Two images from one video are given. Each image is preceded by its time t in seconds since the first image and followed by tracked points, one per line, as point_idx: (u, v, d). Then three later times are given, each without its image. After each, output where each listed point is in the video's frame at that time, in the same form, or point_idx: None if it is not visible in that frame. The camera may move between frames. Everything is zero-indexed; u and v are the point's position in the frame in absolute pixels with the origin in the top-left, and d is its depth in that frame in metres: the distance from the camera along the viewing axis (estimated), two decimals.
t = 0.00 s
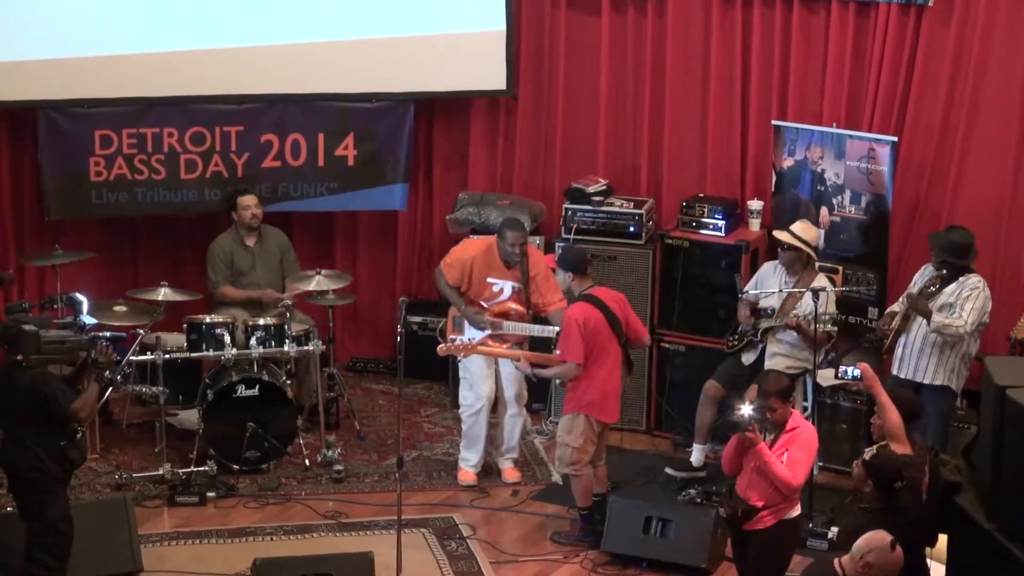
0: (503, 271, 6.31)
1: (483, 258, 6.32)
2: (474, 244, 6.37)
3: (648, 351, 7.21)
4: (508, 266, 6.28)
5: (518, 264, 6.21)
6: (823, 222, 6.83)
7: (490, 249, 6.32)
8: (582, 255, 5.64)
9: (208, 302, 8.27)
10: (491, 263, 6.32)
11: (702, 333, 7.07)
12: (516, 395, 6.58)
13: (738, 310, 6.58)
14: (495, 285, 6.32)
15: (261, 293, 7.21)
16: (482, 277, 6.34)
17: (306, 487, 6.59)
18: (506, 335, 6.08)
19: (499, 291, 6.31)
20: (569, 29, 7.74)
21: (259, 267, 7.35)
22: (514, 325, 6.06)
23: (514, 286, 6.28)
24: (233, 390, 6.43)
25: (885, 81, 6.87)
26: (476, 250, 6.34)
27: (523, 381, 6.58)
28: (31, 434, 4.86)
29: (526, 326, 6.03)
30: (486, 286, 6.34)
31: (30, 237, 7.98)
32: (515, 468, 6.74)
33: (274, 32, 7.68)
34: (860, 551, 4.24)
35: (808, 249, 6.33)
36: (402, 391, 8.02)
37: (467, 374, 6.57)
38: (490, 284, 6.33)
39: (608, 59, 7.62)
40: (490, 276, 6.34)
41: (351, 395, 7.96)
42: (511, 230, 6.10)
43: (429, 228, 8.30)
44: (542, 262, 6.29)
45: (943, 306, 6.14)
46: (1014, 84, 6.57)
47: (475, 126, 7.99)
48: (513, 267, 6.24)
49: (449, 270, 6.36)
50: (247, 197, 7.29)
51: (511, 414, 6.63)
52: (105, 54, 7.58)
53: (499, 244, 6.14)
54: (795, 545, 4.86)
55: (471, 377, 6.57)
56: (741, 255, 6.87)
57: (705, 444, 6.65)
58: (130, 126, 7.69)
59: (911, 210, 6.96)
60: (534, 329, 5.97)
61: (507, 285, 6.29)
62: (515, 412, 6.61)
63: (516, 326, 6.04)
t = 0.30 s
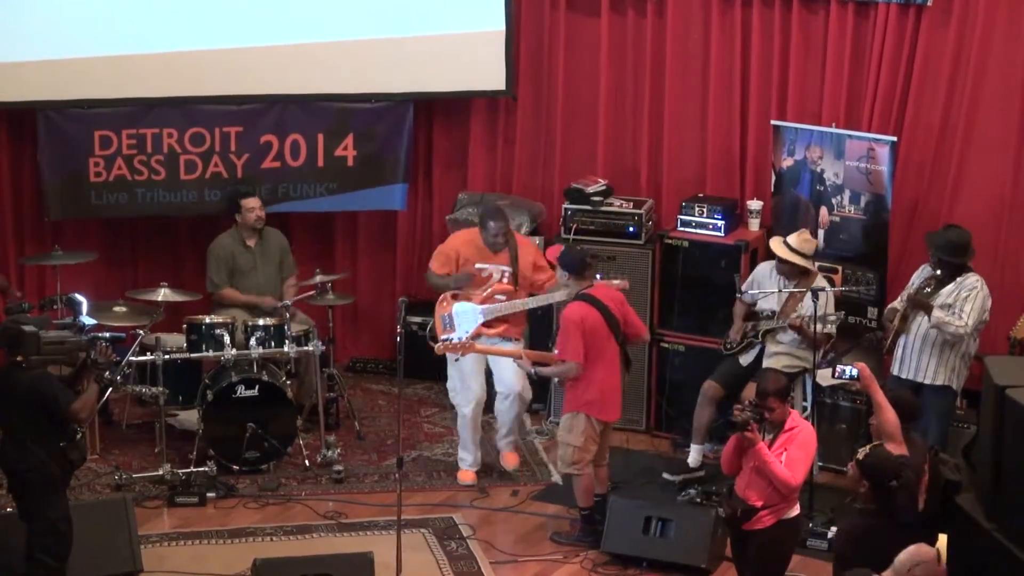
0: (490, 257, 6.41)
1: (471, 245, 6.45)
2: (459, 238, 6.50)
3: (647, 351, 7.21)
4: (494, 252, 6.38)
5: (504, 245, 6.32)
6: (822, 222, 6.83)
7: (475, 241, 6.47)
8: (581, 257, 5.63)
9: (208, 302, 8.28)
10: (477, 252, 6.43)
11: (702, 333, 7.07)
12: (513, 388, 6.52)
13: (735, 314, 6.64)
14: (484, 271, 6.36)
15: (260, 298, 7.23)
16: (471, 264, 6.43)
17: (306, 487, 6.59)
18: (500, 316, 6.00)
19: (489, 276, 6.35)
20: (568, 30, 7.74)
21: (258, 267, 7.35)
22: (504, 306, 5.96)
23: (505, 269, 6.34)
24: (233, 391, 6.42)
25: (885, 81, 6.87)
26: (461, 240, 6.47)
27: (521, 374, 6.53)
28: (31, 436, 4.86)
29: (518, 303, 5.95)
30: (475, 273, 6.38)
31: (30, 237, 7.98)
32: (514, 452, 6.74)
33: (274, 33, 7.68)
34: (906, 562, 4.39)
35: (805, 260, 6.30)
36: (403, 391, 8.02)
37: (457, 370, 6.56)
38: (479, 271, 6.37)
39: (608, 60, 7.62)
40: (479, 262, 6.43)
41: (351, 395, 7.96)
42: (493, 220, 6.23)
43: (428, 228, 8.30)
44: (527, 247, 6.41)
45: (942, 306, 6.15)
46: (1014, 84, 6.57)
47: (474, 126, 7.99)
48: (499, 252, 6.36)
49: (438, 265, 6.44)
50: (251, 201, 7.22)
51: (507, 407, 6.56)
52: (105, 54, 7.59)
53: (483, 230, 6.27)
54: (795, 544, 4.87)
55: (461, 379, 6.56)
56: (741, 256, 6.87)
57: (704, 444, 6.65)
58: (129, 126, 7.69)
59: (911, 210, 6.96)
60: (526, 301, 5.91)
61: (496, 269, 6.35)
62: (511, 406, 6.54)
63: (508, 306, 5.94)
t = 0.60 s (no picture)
0: (490, 246, 6.37)
1: (468, 235, 6.39)
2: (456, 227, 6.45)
3: (647, 352, 7.21)
4: (494, 239, 6.36)
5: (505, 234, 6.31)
6: (821, 221, 6.84)
7: (474, 231, 6.41)
8: (584, 251, 5.63)
9: (208, 303, 8.28)
10: (476, 240, 6.38)
11: (702, 333, 7.07)
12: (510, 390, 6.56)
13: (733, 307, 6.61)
14: (484, 260, 6.35)
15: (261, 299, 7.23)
16: (470, 253, 6.37)
17: (306, 488, 6.59)
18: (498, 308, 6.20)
19: (488, 266, 6.35)
20: (568, 30, 7.74)
21: (258, 267, 7.35)
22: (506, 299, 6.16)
23: (504, 259, 6.34)
24: (233, 391, 6.42)
25: (885, 80, 6.87)
26: (459, 230, 6.42)
27: (517, 376, 6.56)
28: (31, 437, 4.86)
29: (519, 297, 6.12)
30: (474, 262, 6.37)
31: (30, 238, 7.99)
32: (516, 467, 6.72)
33: (274, 34, 7.68)
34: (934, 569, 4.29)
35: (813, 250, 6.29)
36: (403, 391, 8.02)
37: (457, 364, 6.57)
38: (479, 259, 6.36)
39: (608, 60, 7.62)
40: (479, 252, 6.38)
41: (351, 395, 7.96)
42: (494, 203, 6.24)
43: (428, 228, 8.30)
44: (526, 234, 6.41)
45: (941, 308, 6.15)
46: (1014, 83, 6.57)
47: (474, 127, 7.99)
48: (499, 240, 6.35)
49: (437, 257, 6.43)
50: (247, 197, 7.26)
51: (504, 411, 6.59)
52: (105, 55, 7.59)
53: (483, 217, 6.27)
54: (796, 544, 4.87)
55: (463, 377, 6.57)
56: (741, 256, 6.87)
57: (704, 444, 6.64)
58: (129, 127, 7.69)
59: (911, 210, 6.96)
60: (530, 294, 6.06)
61: (495, 259, 6.34)
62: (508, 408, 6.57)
63: (510, 298, 6.14)
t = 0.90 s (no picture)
0: (500, 245, 6.39)
1: (478, 236, 6.38)
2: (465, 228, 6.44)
3: (647, 352, 7.21)
4: (504, 239, 6.38)
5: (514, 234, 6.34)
6: (822, 222, 6.83)
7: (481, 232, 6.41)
8: (588, 248, 5.66)
9: (208, 303, 8.28)
10: (486, 241, 6.39)
11: (702, 333, 7.07)
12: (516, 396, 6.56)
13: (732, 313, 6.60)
14: (495, 260, 6.37)
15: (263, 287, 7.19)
16: (482, 254, 6.37)
17: (306, 488, 6.59)
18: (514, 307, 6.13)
19: (499, 266, 6.37)
20: (568, 30, 7.74)
21: (257, 268, 7.35)
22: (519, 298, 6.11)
23: (515, 259, 6.37)
24: (233, 392, 6.42)
25: (884, 80, 6.87)
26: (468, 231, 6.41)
27: (525, 382, 6.55)
28: (31, 438, 4.85)
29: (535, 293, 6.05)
30: (485, 262, 6.37)
31: (30, 238, 7.98)
32: (515, 466, 6.73)
33: (274, 34, 7.68)
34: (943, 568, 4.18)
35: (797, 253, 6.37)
36: (402, 392, 8.02)
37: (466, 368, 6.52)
38: (490, 259, 6.37)
39: (608, 60, 7.62)
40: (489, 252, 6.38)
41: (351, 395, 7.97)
42: (503, 204, 6.27)
43: (428, 229, 8.30)
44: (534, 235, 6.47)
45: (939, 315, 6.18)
46: (1014, 84, 6.56)
47: (474, 127, 7.99)
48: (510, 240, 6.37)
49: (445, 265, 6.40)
50: (243, 200, 7.25)
51: (509, 416, 6.61)
52: (105, 55, 7.59)
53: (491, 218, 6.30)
54: (796, 544, 4.87)
55: (470, 379, 6.53)
56: (741, 256, 6.87)
57: (704, 444, 6.64)
58: (129, 127, 7.69)
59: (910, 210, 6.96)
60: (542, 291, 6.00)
61: (506, 259, 6.37)
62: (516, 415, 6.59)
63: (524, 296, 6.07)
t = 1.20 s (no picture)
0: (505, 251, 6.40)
1: (482, 244, 6.40)
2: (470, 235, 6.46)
3: (647, 353, 7.21)
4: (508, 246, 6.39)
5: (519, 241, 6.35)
6: (822, 221, 6.83)
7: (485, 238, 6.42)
8: (592, 246, 5.67)
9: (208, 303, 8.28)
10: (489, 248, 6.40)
11: (702, 333, 7.07)
12: (531, 398, 6.50)
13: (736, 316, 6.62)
14: (500, 266, 6.38)
15: (260, 291, 7.22)
16: (488, 262, 6.38)
17: (306, 488, 6.59)
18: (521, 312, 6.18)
19: (504, 272, 6.37)
20: (568, 30, 7.74)
21: (256, 269, 7.36)
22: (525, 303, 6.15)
23: (520, 265, 6.38)
24: (232, 393, 6.41)
25: (884, 79, 6.87)
26: (473, 239, 6.42)
27: (534, 381, 6.50)
28: (31, 438, 4.85)
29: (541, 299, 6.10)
30: (490, 268, 6.38)
31: (29, 239, 7.98)
32: (518, 468, 6.71)
33: (273, 34, 7.67)
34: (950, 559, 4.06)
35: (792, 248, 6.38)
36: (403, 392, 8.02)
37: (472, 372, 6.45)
38: (495, 266, 6.38)
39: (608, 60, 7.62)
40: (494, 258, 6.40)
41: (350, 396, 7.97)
42: (508, 212, 6.29)
43: (428, 229, 8.30)
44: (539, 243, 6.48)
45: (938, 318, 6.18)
46: (1014, 83, 6.56)
47: (474, 127, 7.99)
48: (515, 247, 6.39)
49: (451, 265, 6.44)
50: (247, 204, 7.26)
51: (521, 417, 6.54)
52: (104, 56, 7.58)
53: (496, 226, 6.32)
54: (794, 544, 4.86)
55: (475, 383, 6.46)
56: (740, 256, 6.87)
57: (703, 443, 6.66)
58: (128, 128, 7.69)
59: (910, 210, 6.96)
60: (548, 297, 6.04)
61: (511, 265, 6.37)
62: (533, 418, 6.51)
63: (531, 301, 6.12)
